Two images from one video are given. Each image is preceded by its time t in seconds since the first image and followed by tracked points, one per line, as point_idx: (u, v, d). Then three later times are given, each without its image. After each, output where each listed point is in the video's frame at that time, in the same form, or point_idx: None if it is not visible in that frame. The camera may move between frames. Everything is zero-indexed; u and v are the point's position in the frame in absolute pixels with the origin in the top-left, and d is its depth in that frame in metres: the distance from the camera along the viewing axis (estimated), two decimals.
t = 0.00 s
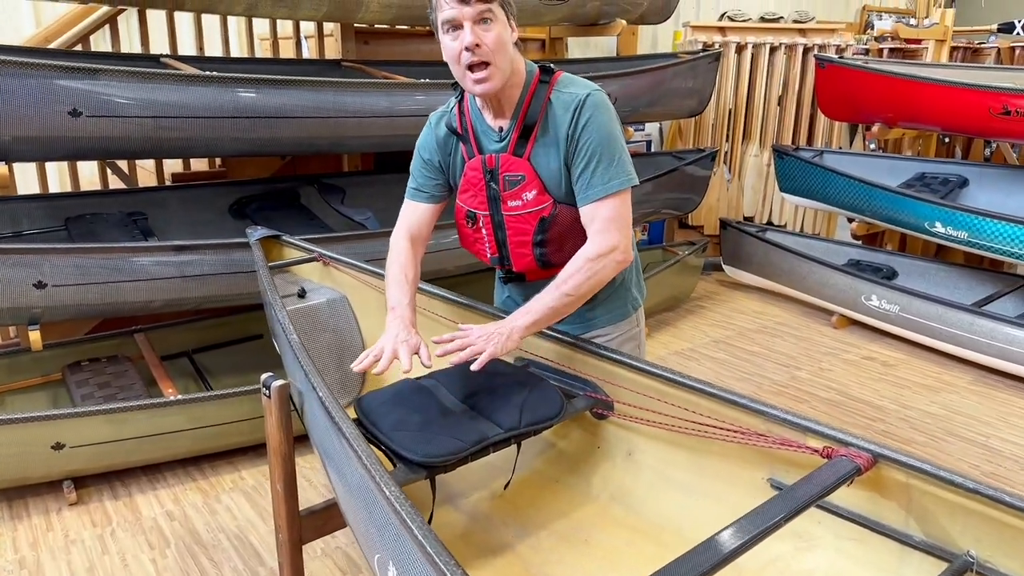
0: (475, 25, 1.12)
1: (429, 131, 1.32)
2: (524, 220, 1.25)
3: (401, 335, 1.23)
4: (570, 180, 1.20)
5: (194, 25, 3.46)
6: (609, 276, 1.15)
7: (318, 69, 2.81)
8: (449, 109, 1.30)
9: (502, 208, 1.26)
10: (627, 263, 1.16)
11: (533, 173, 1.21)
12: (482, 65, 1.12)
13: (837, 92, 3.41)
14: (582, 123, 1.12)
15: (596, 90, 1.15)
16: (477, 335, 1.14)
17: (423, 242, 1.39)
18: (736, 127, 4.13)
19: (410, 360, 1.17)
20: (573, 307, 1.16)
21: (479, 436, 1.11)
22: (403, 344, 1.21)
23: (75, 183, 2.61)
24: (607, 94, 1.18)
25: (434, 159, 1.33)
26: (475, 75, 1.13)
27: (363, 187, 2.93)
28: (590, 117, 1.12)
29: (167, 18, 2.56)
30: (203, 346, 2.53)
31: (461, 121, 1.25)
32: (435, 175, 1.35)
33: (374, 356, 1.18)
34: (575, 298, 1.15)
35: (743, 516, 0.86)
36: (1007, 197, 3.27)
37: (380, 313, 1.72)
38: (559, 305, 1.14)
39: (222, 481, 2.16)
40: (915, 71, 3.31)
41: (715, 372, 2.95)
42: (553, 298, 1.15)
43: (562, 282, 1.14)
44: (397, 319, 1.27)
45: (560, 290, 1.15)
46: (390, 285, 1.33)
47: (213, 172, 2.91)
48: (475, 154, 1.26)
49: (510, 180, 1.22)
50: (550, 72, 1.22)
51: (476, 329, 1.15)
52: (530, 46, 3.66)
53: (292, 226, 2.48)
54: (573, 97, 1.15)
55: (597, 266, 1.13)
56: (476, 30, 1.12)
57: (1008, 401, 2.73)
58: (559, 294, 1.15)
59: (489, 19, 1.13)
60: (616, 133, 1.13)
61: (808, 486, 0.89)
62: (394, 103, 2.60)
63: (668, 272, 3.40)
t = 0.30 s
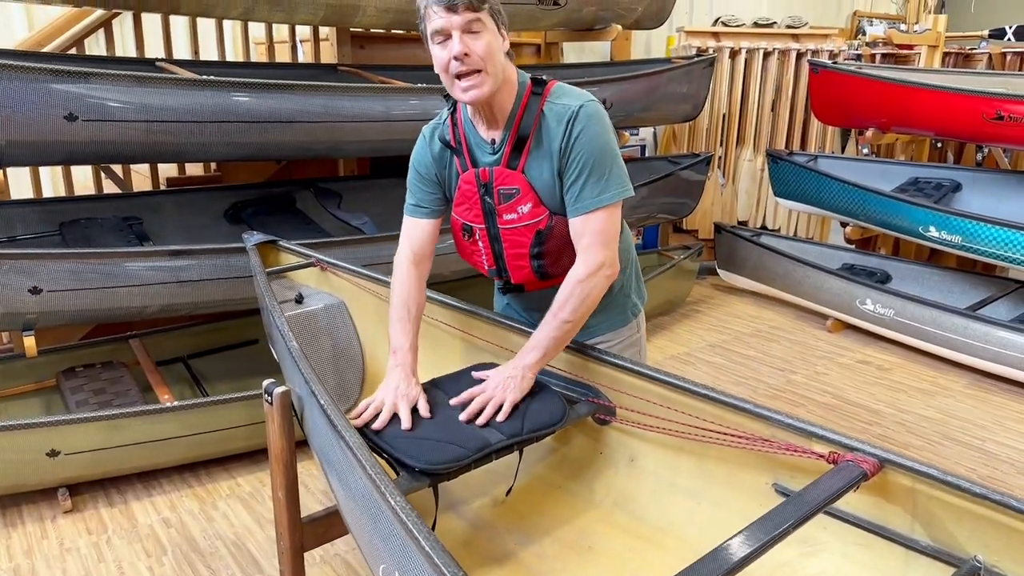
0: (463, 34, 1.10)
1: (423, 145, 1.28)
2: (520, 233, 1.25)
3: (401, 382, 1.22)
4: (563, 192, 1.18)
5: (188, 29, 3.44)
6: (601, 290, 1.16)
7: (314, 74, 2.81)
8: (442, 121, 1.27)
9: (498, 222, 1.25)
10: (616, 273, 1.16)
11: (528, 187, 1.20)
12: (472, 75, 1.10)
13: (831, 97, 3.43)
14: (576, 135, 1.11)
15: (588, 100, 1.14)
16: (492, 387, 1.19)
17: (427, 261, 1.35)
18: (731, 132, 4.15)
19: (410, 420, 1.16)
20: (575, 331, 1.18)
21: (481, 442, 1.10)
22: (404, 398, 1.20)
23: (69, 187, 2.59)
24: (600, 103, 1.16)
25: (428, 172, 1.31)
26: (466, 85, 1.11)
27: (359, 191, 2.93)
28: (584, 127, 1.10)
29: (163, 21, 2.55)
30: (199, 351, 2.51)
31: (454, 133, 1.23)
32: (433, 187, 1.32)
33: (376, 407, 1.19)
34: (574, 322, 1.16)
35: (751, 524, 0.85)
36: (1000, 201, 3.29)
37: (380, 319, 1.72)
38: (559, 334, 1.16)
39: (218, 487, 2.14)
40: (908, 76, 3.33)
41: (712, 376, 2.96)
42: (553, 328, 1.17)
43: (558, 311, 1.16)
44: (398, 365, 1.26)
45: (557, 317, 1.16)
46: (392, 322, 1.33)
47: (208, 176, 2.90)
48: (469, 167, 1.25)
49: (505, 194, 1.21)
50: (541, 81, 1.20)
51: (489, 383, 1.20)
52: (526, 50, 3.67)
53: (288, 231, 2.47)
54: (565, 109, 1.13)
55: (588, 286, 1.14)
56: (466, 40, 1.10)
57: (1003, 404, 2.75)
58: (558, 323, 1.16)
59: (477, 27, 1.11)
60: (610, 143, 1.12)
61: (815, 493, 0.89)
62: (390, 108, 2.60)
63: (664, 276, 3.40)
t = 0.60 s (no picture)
0: (449, 61, 1.09)
1: (418, 157, 1.27)
2: (514, 250, 1.24)
3: (398, 396, 1.22)
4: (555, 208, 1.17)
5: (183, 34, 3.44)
6: (595, 303, 1.16)
7: (309, 79, 2.80)
8: (435, 136, 1.26)
9: (491, 239, 1.25)
10: (610, 285, 1.16)
11: (520, 205, 1.19)
12: (461, 102, 1.10)
13: (826, 103, 3.44)
14: (566, 150, 1.10)
15: (578, 113, 1.12)
16: (491, 400, 1.20)
17: (428, 272, 1.34)
18: (726, 137, 4.16)
19: (406, 430, 1.14)
20: (571, 344, 1.18)
21: (479, 452, 1.09)
22: (400, 408, 1.19)
23: (64, 193, 2.58)
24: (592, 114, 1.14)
25: (423, 185, 1.30)
26: (455, 111, 1.11)
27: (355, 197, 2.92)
28: (574, 141, 1.09)
29: (160, 26, 2.54)
30: (195, 357, 2.50)
31: (447, 149, 1.22)
32: (429, 200, 1.32)
33: (370, 419, 1.18)
34: (570, 336, 1.17)
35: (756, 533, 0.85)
36: (994, 206, 3.30)
37: (376, 326, 1.71)
38: (555, 348, 1.16)
39: (215, 495, 2.13)
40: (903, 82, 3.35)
41: (709, 382, 2.96)
42: (550, 342, 1.17)
43: (553, 325, 1.16)
44: (396, 381, 1.25)
45: (553, 332, 1.16)
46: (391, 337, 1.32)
47: (204, 182, 2.89)
48: (462, 184, 1.24)
49: (497, 212, 1.21)
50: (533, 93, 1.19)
51: (487, 396, 1.20)
52: (522, 56, 3.67)
53: (285, 236, 2.46)
54: (556, 124, 1.12)
55: (583, 300, 1.14)
56: (452, 67, 1.10)
57: (999, 408, 2.75)
58: (553, 338, 1.16)
59: (463, 52, 1.10)
60: (601, 157, 1.10)
61: (821, 500, 0.88)
62: (387, 113, 2.59)
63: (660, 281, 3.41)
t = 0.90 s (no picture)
0: (441, 82, 1.06)
1: (419, 158, 1.28)
2: (513, 251, 1.24)
3: (397, 400, 1.21)
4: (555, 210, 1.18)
5: (180, 38, 3.43)
6: (595, 307, 1.16)
7: (307, 83, 2.80)
8: (436, 137, 1.26)
9: (491, 240, 1.25)
10: (609, 289, 1.16)
11: (520, 206, 1.19)
12: (454, 119, 1.09)
13: (822, 108, 3.45)
14: (567, 152, 1.10)
15: (580, 116, 1.12)
16: (490, 404, 1.20)
17: (429, 275, 1.34)
18: (723, 142, 4.17)
19: (406, 434, 1.14)
20: (571, 348, 1.18)
21: (479, 455, 1.09)
22: (400, 411, 1.19)
23: (61, 197, 2.58)
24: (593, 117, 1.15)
25: (424, 185, 1.30)
26: (450, 126, 1.11)
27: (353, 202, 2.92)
28: (576, 143, 1.10)
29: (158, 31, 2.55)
30: (194, 362, 2.50)
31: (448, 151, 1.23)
32: (429, 201, 1.32)
33: (369, 423, 1.18)
34: (569, 340, 1.17)
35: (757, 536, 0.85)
36: (991, 210, 3.31)
37: (376, 332, 1.71)
38: (555, 352, 1.16)
39: (212, 500, 2.13)
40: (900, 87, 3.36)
41: (707, 386, 2.95)
42: (549, 346, 1.17)
43: (552, 329, 1.16)
44: (395, 385, 1.25)
45: (552, 337, 1.16)
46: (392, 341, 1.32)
47: (202, 186, 2.89)
48: (462, 184, 1.24)
49: (497, 213, 1.21)
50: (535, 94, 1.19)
51: (487, 400, 1.20)
52: (520, 60, 3.68)
53: (283, 241, 2.46)
54: (558, 126, 1.12)
55: (583, 304, 1.14)
56: (445, 88, 1.06)
57: (997, 412, 2.76)
58: (552, 342, 1.16)
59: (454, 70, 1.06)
60: (602, 160, 1.10)
61: (821, 504, 0.88)
62: (385, 117, 2.60)
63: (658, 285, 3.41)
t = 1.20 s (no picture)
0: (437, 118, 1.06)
1: (425, 159, 1.28)
2: (519, 252, 1.24)
3: (397, 402, 1.21)
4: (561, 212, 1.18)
5: (178, 42, 3.44)
6: (594, 310, 1.16)
7: (305, 87, 2.80)
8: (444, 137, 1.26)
9: (497, 241, 1.25)
10: (608, 292, 1.16)
11: (527, 207, 1.19)
12: (455, 144, 1.12)
13: (820, 111, 3.45)
14: (576, 156, 1.10)
15: (589, 120, 1.13)
16: (490, 407, 1.20)
17: (432, 275, 1.34)
18: (721, 145, 4.18)
19: (406, 436, 1.14)
20: (570, 350, 1.18)
21: (478, 457, 1.09)
22: (400, 413, 1.19)
23: (59, 201, 2.58)
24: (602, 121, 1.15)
25: (432, 185, 1.30)
26: (452, 147, 1.13)
27: (352, 205, 2.93)
28: (584, 146, 1.10)
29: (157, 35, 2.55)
30: (191, 365, 2.50)
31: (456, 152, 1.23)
32: (435, 202, 1.32)
33: (369, 424, 1.18)
34: (569, 343, 1.17)
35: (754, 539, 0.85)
36: (988, 213, 3.32)
37: (376, 335, 1.71)
38: (554, 355, 1.16)
39: (210, 503, 2.12)
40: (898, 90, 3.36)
41: (705, 388, 2.95)
42: (549, 348, 1.17)
43: (552, 331, 1.16)
44: (396, 387, 1.25)
45: (552, 339, 1.16)
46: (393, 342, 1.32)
47: (200, 189, 2.89)
48: (470, 185, 1.25)
49: (503, 214, 1.21)
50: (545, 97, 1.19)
51: (487, 402, 1.20)
52: (518, 64, 3.70)
53: (282, 244, 2.46)
54: (567, 129, 1.12)
55: (583, 306, 1.14)
56: (441, 123, 1.07)
57: (995, 415, 2.76)
58: (552, 344, 1.16)
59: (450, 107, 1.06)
60: (609, 164, 1.11)
61: (819, 507, 0.89)
62: (384, 121, 2.60)
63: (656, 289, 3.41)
